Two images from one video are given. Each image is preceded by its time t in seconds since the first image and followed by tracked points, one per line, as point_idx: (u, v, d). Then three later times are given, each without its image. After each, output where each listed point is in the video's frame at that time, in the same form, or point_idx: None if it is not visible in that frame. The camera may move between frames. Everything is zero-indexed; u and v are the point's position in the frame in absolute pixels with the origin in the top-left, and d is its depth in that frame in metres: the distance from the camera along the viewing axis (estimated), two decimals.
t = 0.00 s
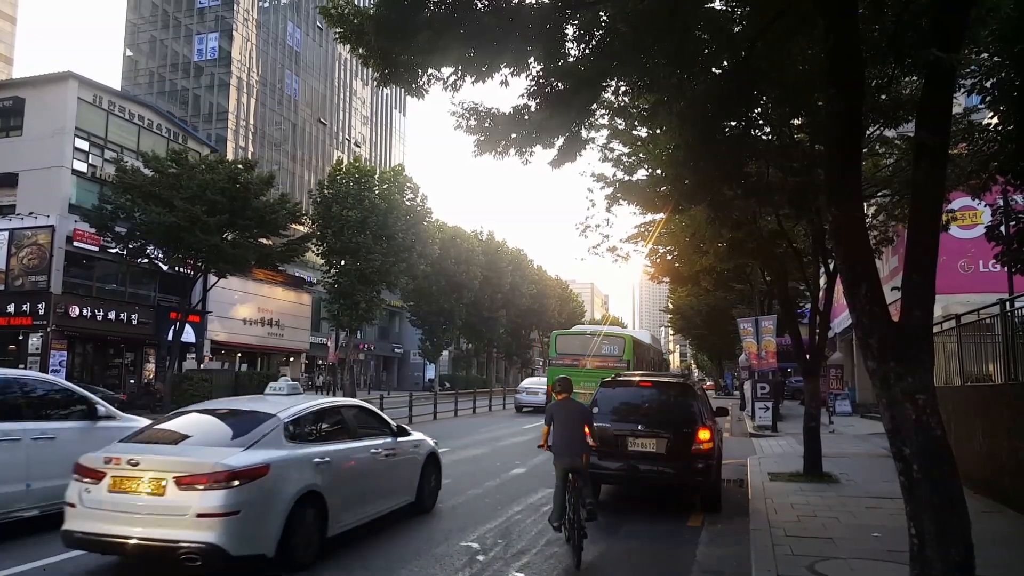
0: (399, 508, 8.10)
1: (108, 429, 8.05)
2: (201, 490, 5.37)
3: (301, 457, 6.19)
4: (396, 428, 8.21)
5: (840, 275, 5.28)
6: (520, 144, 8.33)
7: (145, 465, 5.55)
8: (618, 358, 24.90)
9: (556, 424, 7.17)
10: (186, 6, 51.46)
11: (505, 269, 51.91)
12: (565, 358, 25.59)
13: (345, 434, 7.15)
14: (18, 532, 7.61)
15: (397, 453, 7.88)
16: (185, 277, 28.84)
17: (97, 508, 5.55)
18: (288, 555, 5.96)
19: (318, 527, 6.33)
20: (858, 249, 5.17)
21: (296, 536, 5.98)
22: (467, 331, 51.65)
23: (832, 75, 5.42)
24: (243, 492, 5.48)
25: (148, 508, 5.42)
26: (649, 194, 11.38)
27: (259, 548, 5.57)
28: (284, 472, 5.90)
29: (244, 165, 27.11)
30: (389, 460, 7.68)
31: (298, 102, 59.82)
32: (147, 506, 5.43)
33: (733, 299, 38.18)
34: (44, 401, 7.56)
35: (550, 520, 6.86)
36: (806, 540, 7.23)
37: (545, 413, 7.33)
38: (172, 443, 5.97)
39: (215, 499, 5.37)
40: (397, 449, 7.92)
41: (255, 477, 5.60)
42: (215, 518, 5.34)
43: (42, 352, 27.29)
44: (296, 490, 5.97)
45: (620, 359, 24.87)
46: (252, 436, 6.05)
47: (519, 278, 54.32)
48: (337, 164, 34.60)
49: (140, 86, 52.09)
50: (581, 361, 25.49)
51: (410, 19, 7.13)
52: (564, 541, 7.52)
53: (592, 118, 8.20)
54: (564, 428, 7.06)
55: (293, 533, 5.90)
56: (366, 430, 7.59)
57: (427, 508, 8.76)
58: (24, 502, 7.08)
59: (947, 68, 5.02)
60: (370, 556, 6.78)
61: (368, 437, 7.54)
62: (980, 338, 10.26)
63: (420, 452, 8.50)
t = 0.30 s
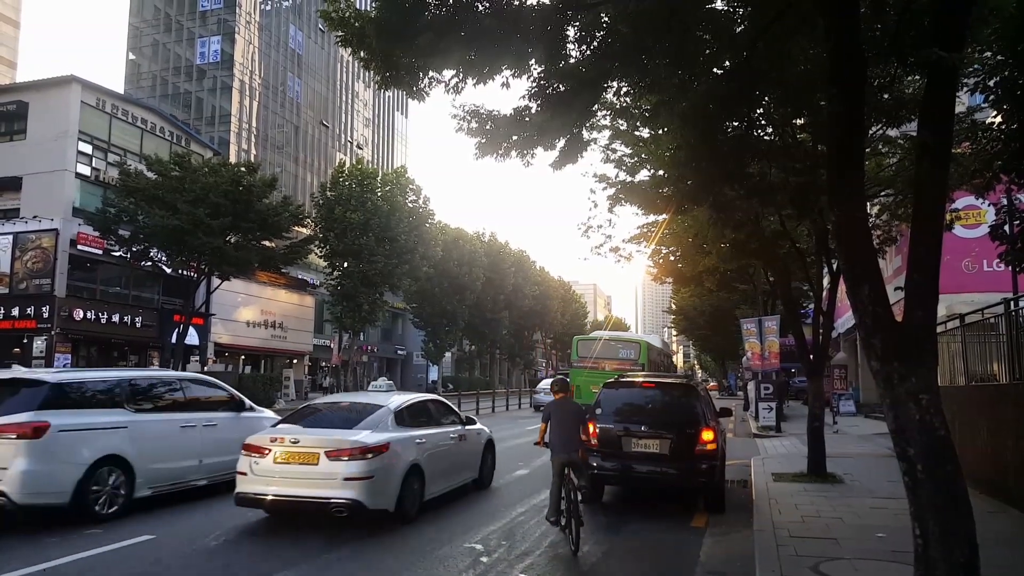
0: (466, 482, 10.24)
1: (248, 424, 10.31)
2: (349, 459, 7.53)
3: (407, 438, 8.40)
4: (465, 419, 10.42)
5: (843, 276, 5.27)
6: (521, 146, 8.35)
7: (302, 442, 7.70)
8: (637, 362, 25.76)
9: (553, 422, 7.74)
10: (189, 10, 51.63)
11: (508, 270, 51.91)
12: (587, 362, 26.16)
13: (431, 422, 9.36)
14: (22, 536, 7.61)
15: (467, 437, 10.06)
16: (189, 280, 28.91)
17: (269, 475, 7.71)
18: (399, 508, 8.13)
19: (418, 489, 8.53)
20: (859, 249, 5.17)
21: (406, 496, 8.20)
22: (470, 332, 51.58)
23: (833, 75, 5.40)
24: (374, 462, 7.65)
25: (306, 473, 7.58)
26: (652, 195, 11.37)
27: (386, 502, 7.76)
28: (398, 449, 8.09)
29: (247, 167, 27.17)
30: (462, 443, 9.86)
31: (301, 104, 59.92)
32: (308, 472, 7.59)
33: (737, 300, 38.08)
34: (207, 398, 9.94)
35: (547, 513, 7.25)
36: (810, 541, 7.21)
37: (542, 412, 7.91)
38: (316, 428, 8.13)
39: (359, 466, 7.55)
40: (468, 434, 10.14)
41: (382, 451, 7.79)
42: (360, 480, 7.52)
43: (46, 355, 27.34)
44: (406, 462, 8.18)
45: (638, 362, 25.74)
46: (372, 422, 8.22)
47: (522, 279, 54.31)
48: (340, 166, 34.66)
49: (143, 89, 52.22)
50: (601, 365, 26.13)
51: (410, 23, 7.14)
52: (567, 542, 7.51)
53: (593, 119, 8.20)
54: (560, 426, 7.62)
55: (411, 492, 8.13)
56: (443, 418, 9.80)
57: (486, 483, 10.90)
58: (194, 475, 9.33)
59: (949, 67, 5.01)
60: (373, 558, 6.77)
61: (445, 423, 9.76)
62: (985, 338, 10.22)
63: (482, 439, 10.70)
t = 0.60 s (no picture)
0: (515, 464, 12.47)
1: (336, 415, 12.60)
2: (433, 441, 9.65)
3: (476, 425, 10.54)
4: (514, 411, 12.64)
5: (843, 275, 5.28)
6: (521, 147, 8.37)
7: (396, 428, 9.85)
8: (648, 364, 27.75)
9: (548, 420, 8.38)
10: (189, 12, 51.73)
11: (509, 271, 51.99)
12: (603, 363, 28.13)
13: (491, 412, 11.49)
14: (23, 539, 7.63)
15: (517, 426, 12.26)
16: (190, 282, 28.95)
17: (370, 452, 9.90)
18: (472, 480, 10.26)
19: (484, 466, 10.66)
20: (860, 249, 5.18)
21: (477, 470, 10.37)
22: (472, 333, 51.58)
23: (832, 76, 5.42)
24: (454, 442, 9.78)
25: (400, 451, 9.75)
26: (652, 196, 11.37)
27: (461, 475, 9.90)
28: (469, 432, 10.23)
29: (248, 169, 27.27)
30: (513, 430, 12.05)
31: (301, 106, 59.98)
32: (402, 450, 9.75)
33: (739, 300, 38.07)
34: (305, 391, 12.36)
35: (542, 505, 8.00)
36: (811, 540, 7.21)
37: (538, 409, 8.54)
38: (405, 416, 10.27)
39: (441, 445, 9.67)
40: (518, 423, 12.37)
41: (459, 435, 9.91)
42: (442, 457, 9.62)
43: (48, 357, 27.37)
44: (476, 443, 10.31)
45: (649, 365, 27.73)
46: (448, 412, 10.35)
47: (522, 280, 54.34)
48: (341, 167, 34.71)
49: (144, 92, 52.30)
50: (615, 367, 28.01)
51: (411, 24, 7.14)
52: (569, 543, 7.51)
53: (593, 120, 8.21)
54: (554, 425, 8.28)
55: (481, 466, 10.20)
56: (499, 410, 11.95)
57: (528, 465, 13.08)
58: (302, 456, 11.66)
59: (948, 67, 5.02)
60: (375, 559, 6.77)
61: (500, 413, 11.87)
62: (986, 337, 10.22)
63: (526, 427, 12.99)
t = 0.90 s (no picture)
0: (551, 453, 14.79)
1: (403, 409, 14.71)
2: (493, 429, 12.09)
3: (522, 417, 12.92)
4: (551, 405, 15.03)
5: (846, 274, 5.25)
6: (523, 148, 8.37)
7: (461, 418, 12.25)
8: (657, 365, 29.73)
9: (546, 417, 8.87)
10: (191, 15, 51.88)
11: (512, 272, 52.01)
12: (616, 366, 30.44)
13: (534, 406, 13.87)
14: (27, 540, 7.64)
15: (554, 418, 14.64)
16: (194, 285, 29.00)
17: (439, 439, 12.28)
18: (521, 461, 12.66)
19: (530, 450, 13.06)
20: (861, 248, 5.15)
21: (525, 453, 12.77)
22: (475, 334, 51.57)
23: (834, 75, 5.40)
24: (508, 431, 12.17)
25: (465, 437, 12.17)
26: (655, 195, 11.35)
27: (514, 456, 12.32)
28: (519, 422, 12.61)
29: (251, 172, 27.37)
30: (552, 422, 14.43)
31: (304, 108, 60.07)
32: (466, 436, 12.16)
33: (742, 299, 38.04)
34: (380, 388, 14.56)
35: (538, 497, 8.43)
36: (817, 540, 7.18)
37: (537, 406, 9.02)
38: (465, 409, 12.68)
39: (499, 432, 12.11)
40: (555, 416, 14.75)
41: (512, 424, 12.29)
42: (500, 442, 12.04)
43: (53, 360, 27.44)
44: (524, 431, 12.69)
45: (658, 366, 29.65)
46: (499, 406, 12.68)
47: (524, 280, 54.36)
48: (344, 169, 34.74)
49: (147, 96, 52.45)
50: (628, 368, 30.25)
51: (412, 26, 7.14)
52: (574, 544, 7.49)
53: (594, 120, 8.19)
54: (552, 423, 8.77)
55: (529, 450, 12.61)
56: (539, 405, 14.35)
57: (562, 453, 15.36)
58: (379, 442, 13.85)
59: (950, 64, 4.99)
60: (379, 560, 6.77)
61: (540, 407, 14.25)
62: (992, 334, 10.17)
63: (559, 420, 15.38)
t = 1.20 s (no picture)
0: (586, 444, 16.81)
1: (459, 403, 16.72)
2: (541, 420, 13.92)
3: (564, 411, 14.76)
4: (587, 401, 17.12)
5: (855, 274, 5.20)
6: (530, 147, 8.34)
7: (513, 411, 14.08)
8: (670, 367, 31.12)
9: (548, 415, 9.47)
10: (198, 16, 51.99)
11: (518, 272, 51.95)
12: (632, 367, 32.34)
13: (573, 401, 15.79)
14: (35, 541, 7.65)
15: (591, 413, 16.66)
16: (201, 286, 29.05)
17: (493, 428, 14.13)
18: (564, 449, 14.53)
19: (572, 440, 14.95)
20: (870, 248, 5.09)
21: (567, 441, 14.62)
22: (482, 334, 51.53)
23: (842, 74, 5.34)
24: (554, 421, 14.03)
25: (516, 427, 13.99)
26: (663, 195, 11.30)
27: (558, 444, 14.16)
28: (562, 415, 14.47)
29: (257, 172, 27.39)
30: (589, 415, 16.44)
31: (310, 109, 60.18)
32: (517, 426, 13.99)
33: (750, 299, 37.92)
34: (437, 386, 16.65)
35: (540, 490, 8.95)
36: (825, 542, 7.12)
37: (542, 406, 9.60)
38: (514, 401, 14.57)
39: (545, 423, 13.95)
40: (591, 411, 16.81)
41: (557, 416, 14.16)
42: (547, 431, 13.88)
43: (62, 361, 27.53)
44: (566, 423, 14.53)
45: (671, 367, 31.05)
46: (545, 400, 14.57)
47: (531, 280, 54.30)
48: (350, 169, 34.72)
49: (154, 97, 52.63)
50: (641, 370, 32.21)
51: (418, 26, 7.11)
52: (581, 545, 7.45)
53: (601, 119, 8.15)
54: (553, 420, 9.34)
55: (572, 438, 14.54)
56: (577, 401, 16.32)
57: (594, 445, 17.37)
58: (438, 432, 15.94)
59: (961, 62, 4.93)
60: (385, 561, 6.75)
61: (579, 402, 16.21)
62: (1003, 335, 10.08)
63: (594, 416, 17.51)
